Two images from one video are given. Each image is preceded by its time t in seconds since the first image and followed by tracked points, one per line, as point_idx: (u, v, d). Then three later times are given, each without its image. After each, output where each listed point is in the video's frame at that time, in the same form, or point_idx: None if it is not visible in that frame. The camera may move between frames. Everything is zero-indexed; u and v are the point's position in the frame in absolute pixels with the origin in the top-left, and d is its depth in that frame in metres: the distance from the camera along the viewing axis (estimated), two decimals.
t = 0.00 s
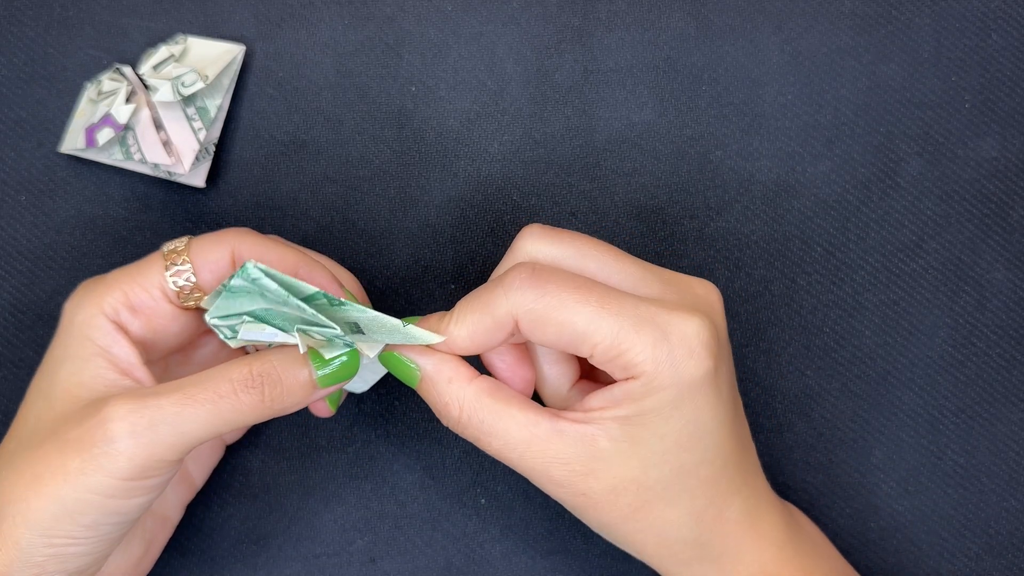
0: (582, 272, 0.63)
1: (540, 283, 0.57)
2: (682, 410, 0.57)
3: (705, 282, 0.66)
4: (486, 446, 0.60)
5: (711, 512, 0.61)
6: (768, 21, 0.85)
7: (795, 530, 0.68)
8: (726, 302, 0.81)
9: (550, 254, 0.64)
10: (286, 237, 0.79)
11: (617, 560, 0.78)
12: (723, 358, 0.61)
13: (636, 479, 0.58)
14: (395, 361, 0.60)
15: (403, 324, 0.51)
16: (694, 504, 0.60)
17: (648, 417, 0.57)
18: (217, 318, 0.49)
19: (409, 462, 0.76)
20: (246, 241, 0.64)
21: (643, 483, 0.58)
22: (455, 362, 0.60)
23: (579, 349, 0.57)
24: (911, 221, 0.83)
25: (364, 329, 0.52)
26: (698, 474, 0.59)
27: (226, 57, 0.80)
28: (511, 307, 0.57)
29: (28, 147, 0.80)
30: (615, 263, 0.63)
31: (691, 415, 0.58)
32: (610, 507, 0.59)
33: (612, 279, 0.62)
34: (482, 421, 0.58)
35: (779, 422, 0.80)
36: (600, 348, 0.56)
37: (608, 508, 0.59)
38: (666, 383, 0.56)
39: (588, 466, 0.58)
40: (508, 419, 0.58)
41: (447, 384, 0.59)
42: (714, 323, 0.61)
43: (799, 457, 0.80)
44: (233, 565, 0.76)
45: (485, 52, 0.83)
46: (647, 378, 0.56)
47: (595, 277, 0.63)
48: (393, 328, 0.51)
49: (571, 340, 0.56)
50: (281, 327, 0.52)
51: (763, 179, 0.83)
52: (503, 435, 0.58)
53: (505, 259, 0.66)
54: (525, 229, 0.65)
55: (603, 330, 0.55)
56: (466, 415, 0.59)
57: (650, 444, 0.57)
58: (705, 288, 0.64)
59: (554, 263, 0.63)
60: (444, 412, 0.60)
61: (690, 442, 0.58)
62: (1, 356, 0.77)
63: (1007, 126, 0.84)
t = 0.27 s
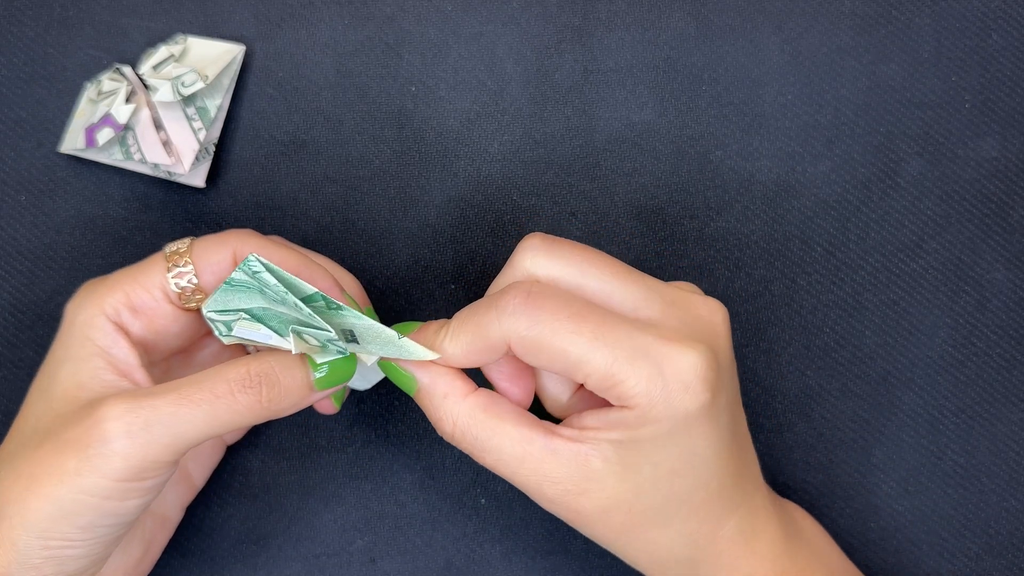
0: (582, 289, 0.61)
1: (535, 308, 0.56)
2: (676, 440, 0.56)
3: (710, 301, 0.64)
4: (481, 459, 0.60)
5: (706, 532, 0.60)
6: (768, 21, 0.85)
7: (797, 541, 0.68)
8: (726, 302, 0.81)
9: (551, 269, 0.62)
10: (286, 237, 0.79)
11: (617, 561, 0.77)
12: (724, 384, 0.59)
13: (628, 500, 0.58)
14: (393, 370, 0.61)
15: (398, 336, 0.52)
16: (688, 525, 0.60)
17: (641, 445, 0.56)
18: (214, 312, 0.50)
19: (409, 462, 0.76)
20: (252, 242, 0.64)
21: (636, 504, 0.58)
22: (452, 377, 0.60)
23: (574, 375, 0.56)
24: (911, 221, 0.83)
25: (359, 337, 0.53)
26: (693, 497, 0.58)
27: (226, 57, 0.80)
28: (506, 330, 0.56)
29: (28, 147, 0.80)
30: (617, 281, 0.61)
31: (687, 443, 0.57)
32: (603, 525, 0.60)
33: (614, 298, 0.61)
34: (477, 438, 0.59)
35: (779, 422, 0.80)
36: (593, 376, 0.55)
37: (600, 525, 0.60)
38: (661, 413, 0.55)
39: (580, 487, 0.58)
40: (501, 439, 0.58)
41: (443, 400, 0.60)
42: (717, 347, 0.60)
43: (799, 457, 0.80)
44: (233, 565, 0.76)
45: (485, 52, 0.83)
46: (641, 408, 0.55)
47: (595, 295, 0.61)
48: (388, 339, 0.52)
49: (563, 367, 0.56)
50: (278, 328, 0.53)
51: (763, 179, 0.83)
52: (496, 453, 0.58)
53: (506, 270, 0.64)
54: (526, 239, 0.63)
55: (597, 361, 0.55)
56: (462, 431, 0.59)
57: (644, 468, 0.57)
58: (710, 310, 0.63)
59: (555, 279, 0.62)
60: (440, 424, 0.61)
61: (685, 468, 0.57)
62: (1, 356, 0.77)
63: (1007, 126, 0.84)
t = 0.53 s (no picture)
0: (578, 287, 0.61)
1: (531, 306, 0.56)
2: (675, 437, 0.56)
3: (707, 299, 0.64)
4: (483, 458, 0.60)
5: (708, 528, 0.61)
6: (768, 21, 0.85)
7: (802, 543, 0.67)
8: (726, 302, 0.81)
9: (547, 267, 0.61)
10: (286, 237, 0.79)
11: (617, 561, 0.77)
12: (722, 381, 0.59)
13: (629, 497, 0.58)
14: (388, 384, 0.60)
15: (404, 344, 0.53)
16: (690, 522, 0.60)
17: (641, 443, 0.56)
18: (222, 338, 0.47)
19: (409, 462, 0.76)
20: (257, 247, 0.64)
21: (638, 501, 0.58)
22: (447, 373, 0.60)
23: (571, 374, 0.56)
24: (911, 221, 0.83)
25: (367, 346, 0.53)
26: (694, 494, 0.59)
27: (226, 57, 0.80)
28: (502, 329, 0.56)
29: (28, 147, 0.80)
30: (615, 279, 0.61)
31: (687, 441, 0.57)
32: (605, 523, 0.60)
33: (612, 296, 0.61)
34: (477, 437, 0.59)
35: (780, 422, 0.80)
36: (591, 375, 0.55)
37: (602, 523, 0.60)
38: (659, 412, 0.55)
39: (580, 485, 0.58)
40: (500, 438, 0.58)
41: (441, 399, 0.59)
42: (715, 345, 0.60)
43: (800, 457, 0.80)
44: (233, 565, 0.76)
45: (485, 52, 0.83)
46: (639, 407, 0.55)
47: (593, 292, 0.61)
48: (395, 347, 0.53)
49: (560, 366, 0.56)
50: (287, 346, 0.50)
51: (763, 179, 0.82)
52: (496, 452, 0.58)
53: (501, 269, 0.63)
54: (522, 237, 0.62)
55: (595, 360, 0.55)
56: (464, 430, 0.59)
57: (644, 465, 0.57)
58: (706, 306, 0.63)
59: (551, 277, 0.61)
60: (439, 424, 0.61)
61: (685, 465, 0.57)
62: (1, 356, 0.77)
63: (1008, 126, 0.84)
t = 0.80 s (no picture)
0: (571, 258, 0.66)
1: (537, 261, 0.61)
2: (688, 367, 0.60)
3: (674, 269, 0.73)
4: (505, 432, 0.59)
5: (735, 478, 0.61)
6: (768, 21, 0.85)
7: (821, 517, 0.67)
8: (727, 302, 0.81)
9: (539, 245, 0.67)
10: (286, 237, 0.79)
11: (617, 561, 0.77)
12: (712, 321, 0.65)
13: (656, 448, 0.59)
14: (396, 377, 0.59)
15: (426, 327, 0.53)
16: (716, 470, 0.60)
17: (659, 379, 0.59)
18: (241, 350, 0.47)
19: (409, 462, 0.76)
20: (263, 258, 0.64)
21: (665, 449, 0.59)
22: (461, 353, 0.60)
23: (583, 318, 0.60)
24: (911, 221, 0.83)
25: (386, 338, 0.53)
26: (715, 435, 0.60)
27: (226, 57, 0.80)
28: (516, 284, 0.60)
29: (28, 147, 0.80)
30: (601, 249, 0.67)
31: (698, 373, 0.60)
32: (635, 484, 0.59)
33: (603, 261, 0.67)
34: (500, 403, 0.58)
35: (780, 422, 0.80)
36: (602, 313, 0.60)
37: (633, 485, 0.59)
38: (669, 340, 0.59)
39: (607, 438, 0.58)
40: (524, 398, 0.58)
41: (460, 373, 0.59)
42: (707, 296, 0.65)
43: (800, 457, 0.79)
44: (233, 565, 0.76)
45: (485, 52, 0.83)
46: (649, 338, 0.59)
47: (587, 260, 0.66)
48: (417, 332, 0.53)
49: (572, 308, 0.60)
50: (305, 349, 0.51)
51: (763, 179, 0.82)
52: (521, 415, 0.58)
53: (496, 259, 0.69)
54: (512, 230, 0.69)
55: (603, 296, 0.59)
56: (483, 401, 0.59)
57: (665, 406, 0.59)
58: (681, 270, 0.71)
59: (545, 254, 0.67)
60: (457, 404, 0.60)
61: (700, 402, 0.60)
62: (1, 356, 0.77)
63: (1007, 126, 0.84)
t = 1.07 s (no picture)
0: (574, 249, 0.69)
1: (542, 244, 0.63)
2: (698, 341, 0.61)
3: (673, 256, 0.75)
4: (522, 415, 0.58)
5: (752, 452, 0.61)
6: (768, 21, 0.85)
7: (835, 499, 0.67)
8: (726, 302, 0.81)
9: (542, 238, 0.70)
10: (286, 237, 0.79)
11: (617, 560, 0.77)
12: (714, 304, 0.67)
13: (674, 422, 0.59)
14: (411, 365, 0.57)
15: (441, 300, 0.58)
16: (734, 444, 0.60)
17: (671, 354, 0.60)
18: (262, 322, 0.54)
19: (409, 462, 0.76)
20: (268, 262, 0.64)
21: (682, 426, 0.59)
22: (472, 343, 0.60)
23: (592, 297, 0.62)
24: (911, 221, 0.83)
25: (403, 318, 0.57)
26: (729, 409, 0.61)
27: (226, 57, 0.80)
28: (525, 265, 0.62)
29: (28, 147, 0.80)
30: (600, 240, 0.70)
31: (709, 346, 0.61)
32: (656, 463, 0.58)
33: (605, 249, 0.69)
34: (516, 384, 0.58)
35: (780, 422, 0.80)
36: (609, 289, 0.61)
37: (654, 463, 0.58)
38: (677, 313, 0.61)
39: (625, 414, 0.58)
40: (539, 378, 0.58)
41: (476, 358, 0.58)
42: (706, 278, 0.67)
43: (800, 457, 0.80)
44: (233, 565, 0.76)
45: (485, 52, 0.83)
46: (658, 313, 0.61)
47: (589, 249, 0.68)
48: (431, 305, 0.57)
49: (579, 286, 0.62)
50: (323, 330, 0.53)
51: (763, 179, 0.82)
52: (538, 396, 0.57)
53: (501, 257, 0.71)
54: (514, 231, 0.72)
55: (609, 273, 0.61)
56: (498, 382, 0.58)
57: (678, 381, 0.60)
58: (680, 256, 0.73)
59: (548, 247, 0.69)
60: (472, 392, 0.58)
61: (712, 375, 0.61)
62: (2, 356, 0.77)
63: (1007, 126, 0.84)
